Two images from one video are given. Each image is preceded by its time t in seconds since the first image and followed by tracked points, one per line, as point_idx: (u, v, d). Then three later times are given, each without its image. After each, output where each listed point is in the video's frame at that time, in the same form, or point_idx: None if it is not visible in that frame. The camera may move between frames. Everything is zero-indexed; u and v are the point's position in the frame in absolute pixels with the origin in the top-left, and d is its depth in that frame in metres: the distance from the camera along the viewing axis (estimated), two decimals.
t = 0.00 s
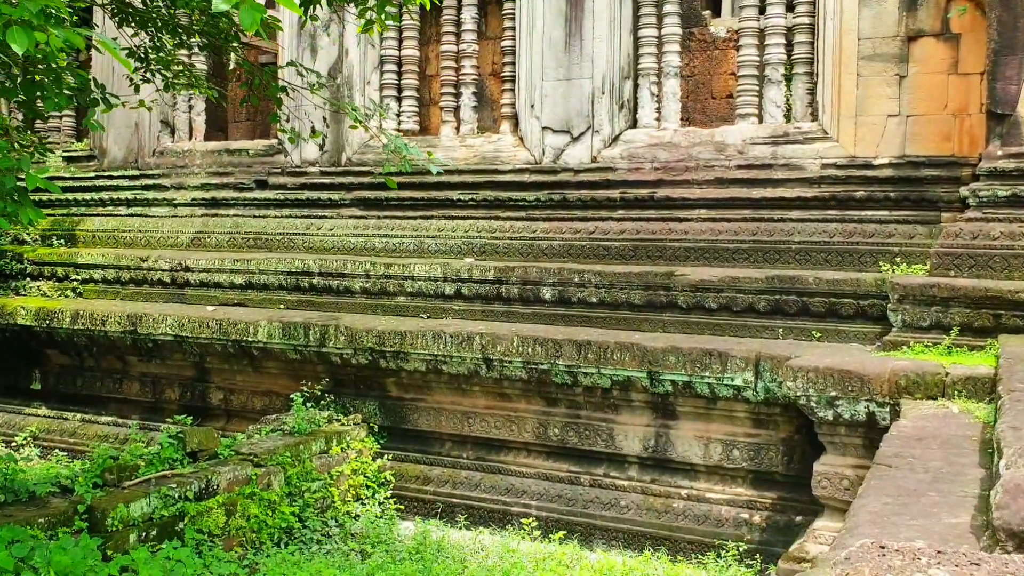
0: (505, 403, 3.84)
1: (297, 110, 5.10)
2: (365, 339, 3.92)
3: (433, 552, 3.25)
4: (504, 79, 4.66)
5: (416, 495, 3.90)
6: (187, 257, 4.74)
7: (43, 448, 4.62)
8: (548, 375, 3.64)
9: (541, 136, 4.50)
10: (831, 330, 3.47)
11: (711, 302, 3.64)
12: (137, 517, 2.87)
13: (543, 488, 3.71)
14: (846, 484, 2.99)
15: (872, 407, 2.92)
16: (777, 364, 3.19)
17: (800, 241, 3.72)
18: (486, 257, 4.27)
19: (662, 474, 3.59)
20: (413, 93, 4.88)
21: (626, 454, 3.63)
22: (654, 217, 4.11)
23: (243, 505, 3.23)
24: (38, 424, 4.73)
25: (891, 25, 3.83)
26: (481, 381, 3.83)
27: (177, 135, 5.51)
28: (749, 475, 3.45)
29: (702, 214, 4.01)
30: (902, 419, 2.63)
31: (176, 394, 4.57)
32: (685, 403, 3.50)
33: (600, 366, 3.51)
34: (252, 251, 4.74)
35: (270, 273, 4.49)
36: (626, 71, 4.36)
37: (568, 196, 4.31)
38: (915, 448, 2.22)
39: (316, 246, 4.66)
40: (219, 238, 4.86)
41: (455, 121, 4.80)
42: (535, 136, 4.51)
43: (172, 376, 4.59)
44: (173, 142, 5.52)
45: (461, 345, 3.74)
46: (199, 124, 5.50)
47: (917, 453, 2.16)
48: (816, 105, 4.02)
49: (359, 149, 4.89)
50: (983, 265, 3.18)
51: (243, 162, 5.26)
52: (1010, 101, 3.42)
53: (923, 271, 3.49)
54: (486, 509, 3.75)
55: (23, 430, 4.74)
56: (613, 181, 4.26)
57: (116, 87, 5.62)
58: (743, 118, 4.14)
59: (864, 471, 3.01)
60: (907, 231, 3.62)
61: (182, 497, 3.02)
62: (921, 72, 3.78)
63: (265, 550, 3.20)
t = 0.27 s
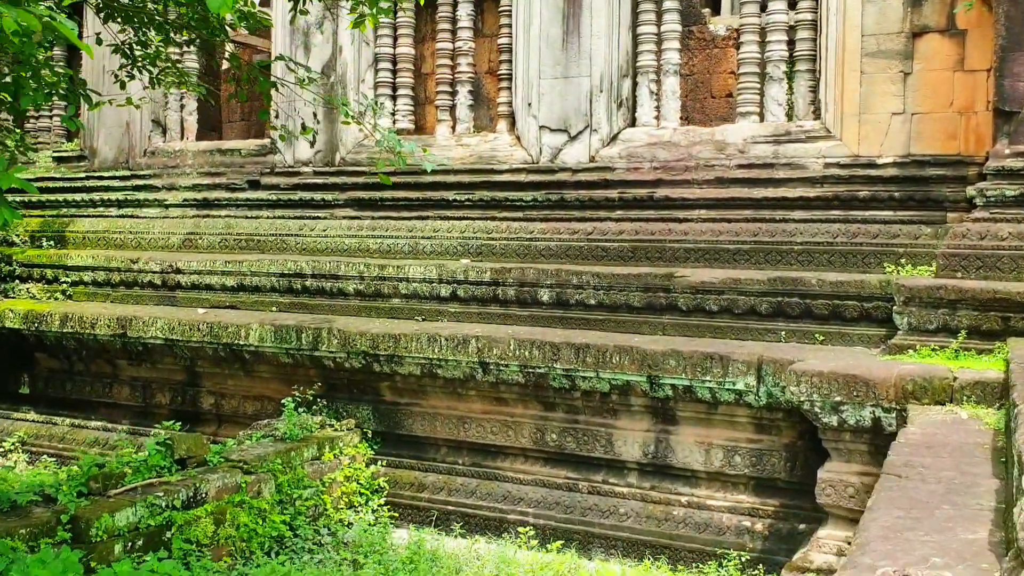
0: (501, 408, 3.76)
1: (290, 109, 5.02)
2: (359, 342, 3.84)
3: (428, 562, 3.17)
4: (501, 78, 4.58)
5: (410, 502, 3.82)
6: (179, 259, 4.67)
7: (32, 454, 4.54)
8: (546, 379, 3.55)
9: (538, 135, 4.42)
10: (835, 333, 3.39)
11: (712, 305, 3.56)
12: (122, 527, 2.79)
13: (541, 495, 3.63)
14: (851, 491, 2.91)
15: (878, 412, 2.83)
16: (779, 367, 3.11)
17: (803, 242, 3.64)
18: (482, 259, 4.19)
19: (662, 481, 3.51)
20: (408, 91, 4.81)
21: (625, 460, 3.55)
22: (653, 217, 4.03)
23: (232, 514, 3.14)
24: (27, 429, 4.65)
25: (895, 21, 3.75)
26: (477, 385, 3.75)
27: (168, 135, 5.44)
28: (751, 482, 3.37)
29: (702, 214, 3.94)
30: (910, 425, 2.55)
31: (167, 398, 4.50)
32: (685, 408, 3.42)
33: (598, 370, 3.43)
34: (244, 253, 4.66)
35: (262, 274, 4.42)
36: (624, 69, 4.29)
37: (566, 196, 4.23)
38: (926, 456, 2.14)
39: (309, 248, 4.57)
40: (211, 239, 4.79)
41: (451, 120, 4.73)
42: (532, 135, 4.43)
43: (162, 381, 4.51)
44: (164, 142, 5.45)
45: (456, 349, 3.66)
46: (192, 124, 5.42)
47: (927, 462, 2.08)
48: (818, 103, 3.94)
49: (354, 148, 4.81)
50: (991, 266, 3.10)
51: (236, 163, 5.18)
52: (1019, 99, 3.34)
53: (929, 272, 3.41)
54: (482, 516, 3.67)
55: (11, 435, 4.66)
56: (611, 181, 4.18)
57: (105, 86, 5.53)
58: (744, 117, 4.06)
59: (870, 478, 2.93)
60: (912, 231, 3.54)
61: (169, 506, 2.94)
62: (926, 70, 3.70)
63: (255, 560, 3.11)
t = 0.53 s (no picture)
0: (499, 415, 3.70)
1: (282, 111, 4.94)
2: (352, 349, 3.77)
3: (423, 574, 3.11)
4: (497, 78, 4.50)
5: (406, 512, 3.76)
6: (171, 264, 4.61)
7: (22, 462, 4.47)
8: (543, 386, 3.49)
9: (535, 137, 4.35)
10: (838, 338, 3.33)
11: (712, 310, 3.50)
12: (110, 541, 2.70)
13: (539, 505, 3.57)
14: (856, 501, 2.85)
15: (883, 421, 2.77)
16: (781, 374, 3.05)
17: (805, 245, 3.58)
18: (479, 263, 4.12)
19: (662, 489, 3.44)
20: (402, 93, 4.74)
21: (625, 469, 3.48)
22: (652, 221, 3.97)
23: (223, 525, 3.07)
24: (17, 437, 4.59)
25: (898, 20, 3.68)
26: (474, 393, 3.68)
27: (160, 138, 5.36)
28: (753, 491, 3.31)
29: (702, 217, 3.87)
30: (916, 435, 2.48)
31: (159, 405, 4.43)
32: (685, 415, 3.35)
33: (597, 377, 3.36)
34: (237, 258, 4.63)
35: (255, 280, 4.37)
36: (622, 70, 4.22)
37: (564, 199, 4.16)
38: (935, 470, 2.07)
39: (303, 252, 4.51)
40: (203, 244, 4.73)
41: (446, 121, 4.66)
42: (529, 137, 4.36)
43: (154, 388, 4.44)
44: (156, 144, 5.37)
45: (452, 356, 3.59)
46: (182, 127, 5.34)
47: (937, 476, 2.01)
48: (819, 104, 3.87)
49: (348, 151, 4.74)
50: (997, 270, 3.04)
51: (228, 165, 5.11)
52: None
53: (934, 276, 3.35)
54: (479, 526, 3.60)
55: (1, 444, 4.59)
56: (609, 183, 4.11)
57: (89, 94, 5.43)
58: (744, 118, 3.99)
59: (875, 487, 2.86)
60: (916, 234, 3.47)
61: (158, 519, 2.86)
62: (929, 69, 3.64)
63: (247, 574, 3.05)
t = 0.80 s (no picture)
0: (495, 416, 3.65)
1: (276, 107, 4.89)
2: (347, 349, 3.73)
3: None
4: (493, 75, 4.46)
5: (401, 514, 3.71)
6: (163, 263, 4.55)
7: (13, 463, 4.42)
8: (540, 387, 3.44)
9: (532, 134, 4.30)
10: (838, 338, 3.29)
11: (711, 309, 3.45)
12: (98, 546, 2.64)
13: (535, 506, 3.52)
14: (858, 504, 2.81)
15: (885, 423, 2.73)
16: (781, 375, 3.01)
17: (805, 244, 3.53)
18: (475, 262, 4.07)
19: (660, 491, 3.40)
20: (398, 90, 4.69)
21: (623, 470, 3.44)
22: (650, 219, 3.92)
23: (216, 528, 3.01)
24: (8, 438, 4.54)
25: (899, 16, 3.64)
26: (470, 393, 3.64)
27: (152, 135, 5.31)
28: (753, 493, 3.26)
29: (701, 215, 3.82)
30: (920, 438, 2.44)
31: (152, 406, 4.38)
32: (684, 417, 3.31)
33: (595, 378, 3.32)
34: (230, 256, 4.58)
35: (248, 278, 4.32)
36: (620, 67, 4.17)
37: (561, 197, 4.12)
38: (940, 474, 2.03)
39: (297, 250, 4.46)
40: (196, 242, 4.67)
41: (442, 118, 4.61)
42: (526, 134, 4.31)
43: (146, 388, 4.39)
44: (148, 142, 5.32)
45: (448, 356, 3.55)
46: (176, 124, 5.30)
47: (943, 481, 1.97)
48: (819, 101, 3.83)
49: (343, 148, 4.69)
50: (1001, 269, 3.00)
51: (222, 163, 5.06)
52: None
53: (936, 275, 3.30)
54: (475, 529, 3.56)
55: None
56: (607, 182, 4.06)
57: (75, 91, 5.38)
58: (744, 115, 3.95)
59: (877, 490, 2.82)
60: (918, 233, 3.43)
61: (149, 522, 2.80)
62: (931, 66, 3.60)
63: None
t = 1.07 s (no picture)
0: (494, 417, 3.61)
1: (272, 104, 4.84)
2: (343, 349, 3.68)
3: None
4: (492, 72, 4.41)
5: (399, 516, 3.67)
6: (158, 261, 4.50)
7: (5, 465, 4.37)
8: (540, 387, 3.39)
9: (531, 131, 4.25)
10: (842, 338, 3.24)
11: (713, 309, 3.41)
12: (90, 550, 2.59)
13: (535, 508, 3.47)
14: (863, 507, 2.76)
15: (891, 424, 2.68)
16: (784, 375, 2.96)
17: (807, 243, 3.48)
18: (474, 261, 4.02)
19: (662, 493, 3.35)
20: (395, 86, 4.64)
21: (624, 472, 3.39)
22: (651, 218, 3.87)
23: (211, 531, 2.96)
24: None
25: (903, 12, 3.59)
26: (469, 393, 3.59)
27: (147, 132, 5.28)
28: (755, 495, 3.22)
29: (702, 214, 3.77)
30: (928, 440, 2.40)
31: (146, 406, 4.33)
32: (685, 417, 3.26)
33: (596, 379, 3.27)
34: (225, 255, 4.52)
35: (244, 277, 4.26)
36: (620, 63, 4.12)
37: (561, 195, 4.07)
38: (951, 478, 1.98)
39: (293, 249, 4.40)
40: (191, 241, 4.62)
41: (440, 115, 4.57)
42: (525, 131, 4.26)
43: (140, 388, 4.34)
44: (143, 139, 5.29)
45: (446, 356, 3.50)
46: (170, 122, 5.24)
47: (955, 485, 1.92)
48: (822, 98, 3.78)
49: (340, 145, 4.64)
50: (1009, 268, 2.96)
51: (217, 161, 5.01)
52: None
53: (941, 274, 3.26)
54: (474, 531, 3.51)
55: None
56: (607, 179, 4.02)
57: (67, 88, 5.32)
58: (746, 112, 3.90)
59: (882, 493, 2.77)
60: (923, 231, 3.39)
61: (143, 525, 2.75)
62: (936, 62, 3.54)
63: None
